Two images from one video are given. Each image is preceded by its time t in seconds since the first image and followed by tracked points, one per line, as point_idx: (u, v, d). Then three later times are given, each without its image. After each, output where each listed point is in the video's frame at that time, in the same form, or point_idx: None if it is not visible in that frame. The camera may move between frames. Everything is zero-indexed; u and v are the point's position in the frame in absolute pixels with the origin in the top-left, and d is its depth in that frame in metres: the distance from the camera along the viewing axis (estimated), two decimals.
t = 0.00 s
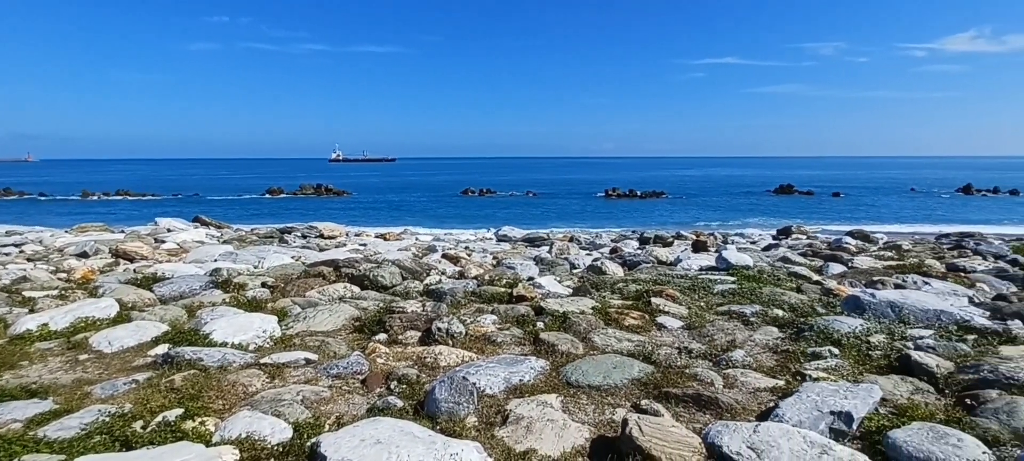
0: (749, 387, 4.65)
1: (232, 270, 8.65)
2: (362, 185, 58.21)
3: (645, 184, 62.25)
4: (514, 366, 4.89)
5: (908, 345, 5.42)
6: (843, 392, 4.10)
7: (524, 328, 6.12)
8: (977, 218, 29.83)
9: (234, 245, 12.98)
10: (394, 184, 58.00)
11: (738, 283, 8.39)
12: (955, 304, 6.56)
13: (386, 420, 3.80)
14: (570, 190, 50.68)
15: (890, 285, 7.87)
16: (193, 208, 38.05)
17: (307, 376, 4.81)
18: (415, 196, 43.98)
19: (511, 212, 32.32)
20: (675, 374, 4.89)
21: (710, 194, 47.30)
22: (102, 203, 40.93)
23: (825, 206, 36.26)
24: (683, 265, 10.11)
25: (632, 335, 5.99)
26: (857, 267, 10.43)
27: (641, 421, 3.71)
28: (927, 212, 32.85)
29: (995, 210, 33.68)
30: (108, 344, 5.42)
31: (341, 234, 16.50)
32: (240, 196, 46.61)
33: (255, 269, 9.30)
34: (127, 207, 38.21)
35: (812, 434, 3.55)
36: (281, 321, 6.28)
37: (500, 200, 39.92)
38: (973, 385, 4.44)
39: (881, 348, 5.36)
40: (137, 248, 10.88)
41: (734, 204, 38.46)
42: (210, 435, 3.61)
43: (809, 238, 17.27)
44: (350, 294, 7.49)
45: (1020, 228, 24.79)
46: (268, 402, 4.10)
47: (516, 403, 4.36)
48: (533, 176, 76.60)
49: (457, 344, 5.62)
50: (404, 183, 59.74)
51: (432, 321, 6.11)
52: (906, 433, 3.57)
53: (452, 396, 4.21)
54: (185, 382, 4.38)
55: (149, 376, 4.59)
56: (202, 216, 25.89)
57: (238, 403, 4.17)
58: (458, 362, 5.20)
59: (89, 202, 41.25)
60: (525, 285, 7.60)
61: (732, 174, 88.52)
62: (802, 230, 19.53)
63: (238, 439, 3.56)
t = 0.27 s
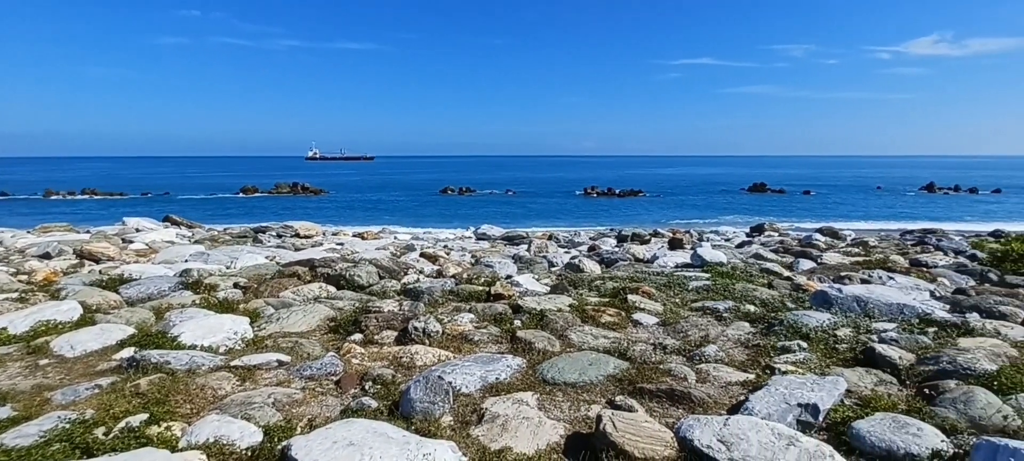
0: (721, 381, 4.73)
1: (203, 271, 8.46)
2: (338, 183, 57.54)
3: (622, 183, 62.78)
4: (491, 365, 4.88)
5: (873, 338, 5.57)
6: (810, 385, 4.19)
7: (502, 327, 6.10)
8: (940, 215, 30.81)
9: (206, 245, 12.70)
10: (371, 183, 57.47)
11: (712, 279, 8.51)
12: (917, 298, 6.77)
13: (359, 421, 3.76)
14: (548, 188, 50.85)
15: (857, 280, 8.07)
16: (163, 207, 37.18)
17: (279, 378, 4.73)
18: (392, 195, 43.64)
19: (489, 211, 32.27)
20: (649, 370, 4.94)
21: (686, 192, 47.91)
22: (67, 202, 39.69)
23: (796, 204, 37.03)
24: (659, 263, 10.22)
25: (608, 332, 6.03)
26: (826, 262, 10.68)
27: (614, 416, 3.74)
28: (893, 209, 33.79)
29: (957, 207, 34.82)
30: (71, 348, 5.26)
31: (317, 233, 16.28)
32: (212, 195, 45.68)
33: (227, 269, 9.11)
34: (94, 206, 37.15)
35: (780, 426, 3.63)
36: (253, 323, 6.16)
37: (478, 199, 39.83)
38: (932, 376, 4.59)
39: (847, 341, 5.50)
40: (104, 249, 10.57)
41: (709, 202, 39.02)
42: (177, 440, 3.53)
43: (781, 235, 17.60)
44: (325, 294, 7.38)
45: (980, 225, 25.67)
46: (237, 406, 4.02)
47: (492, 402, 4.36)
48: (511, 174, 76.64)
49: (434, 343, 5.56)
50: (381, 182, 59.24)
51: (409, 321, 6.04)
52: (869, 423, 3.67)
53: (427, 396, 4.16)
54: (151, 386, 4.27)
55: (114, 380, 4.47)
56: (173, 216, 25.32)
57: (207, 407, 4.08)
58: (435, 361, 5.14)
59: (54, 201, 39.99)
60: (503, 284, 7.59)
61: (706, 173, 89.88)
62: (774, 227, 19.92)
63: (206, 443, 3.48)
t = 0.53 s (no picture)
0: (697, 376, 4.78)
1: (177, 272, 8.27)
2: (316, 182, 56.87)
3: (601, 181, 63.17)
4: (470, 363, 4.86)
5: (844, 332, 5.68)
6: (782, 378, 4.27)
7: (482, 325, 6.07)
8: (909, 212, 31.65)
9: (180, 246, 12.44)
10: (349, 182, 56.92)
11: (691, 276, 8.60)
12: (886, 293, 6.94)
13: (334, 423, 3.72)
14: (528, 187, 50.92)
15: (829, 276, 8.24)
16: (135, 206, 36.33)
17: (253, 380, 4.65)
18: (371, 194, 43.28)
19: (470, 209, 32.21)
20: (627, 366, 4.97)
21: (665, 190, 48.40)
22: (34, 202, 38.57)
23: (771, 202, 37.69)
24: (639, 260, 10.29)
25: (587, 329, 6.05)
26: (800, 259, 10.89)
27: (591, 413, 3.76)
28: (864, 207, 34.60)
29: (926, 205, 35.75)
30: (36, 353, 5.10)
31: (295, 232, 16.05)
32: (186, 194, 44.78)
33: (201, 270, 8.93)
34: (63, 206, 36.16)
35: (752, 419, 3.68)
36: (228, 324, 6.04)
37: (459, 198, 39.72)
38: (899, 368, 4.71)
39: (819, 335, 5.61)
40: (73, 250, 10.28)
41: (688, 200, 39.48)
42: (145, 445, 3.45)
43: (757, 232, 17.90)
44: (303, 294, 7.27)
45: (947, 221, 26.43)
46: (209, 410, 3.94)
47: (470, 401, 4.34)
48: (491, 172, 76.59)
49: (414, 342, 5.49)
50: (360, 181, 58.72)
51: (388, 321, 5.97)
52: (838, 415, 3.76)
53: (404, 396, 4.12)
54: (120, 391, 4.17)
55: (81, 385, 4.34)
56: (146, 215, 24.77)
57: (177, 411, 4.00)
58: (414, 360, 5.06)
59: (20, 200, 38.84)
60: (484, 282, 7.56)
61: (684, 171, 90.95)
62: (751, 225, 20.22)
63: (176, 448, 3.41)
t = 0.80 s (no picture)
0: (677, 374, 4.83)
1: (152, 275, 8.10)
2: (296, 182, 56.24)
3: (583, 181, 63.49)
4: (451, 364, 4.83)
5: (819, 329, 5.79)
6: (758, 375, 4.33)
7: (464, 326, 6.03)
8: (882, 211, 32.38)
9: (156, 248, 12.19)
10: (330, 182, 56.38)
11: (672, 275, 8.68)
12: (859, 290, 7.08)
13: (312, 427, 3.67)
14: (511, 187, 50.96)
15: (805, 274, 8.39)
16: (109, 207, 35.55)
17: (229, 385, 4.57)
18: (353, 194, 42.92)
19: (453, 210, 32.12)
20: (608, 365, 5.00)
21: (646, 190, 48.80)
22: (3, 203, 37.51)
23: (750, 202, 38.26)
24: (621, 260, 10.36)
25: (569, 329, 6.07)
26: (777, 257, 11.06)
27: (571, 412, 3.77)
28: (840, 206, 35.30)
29: (899, 204, 36.59)
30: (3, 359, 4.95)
31: (275, 234, 15.84)
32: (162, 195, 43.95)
33: (177, 273, 8.75)
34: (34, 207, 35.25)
35: (729, 415, 3.72)
36: (204, 328, 5.93)
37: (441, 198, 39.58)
38: (871, 363, 4.81)
39: (795, 332, 5.70)
40: (44, 253, 10.01)
41: (669, 200, 39.87)
42: (115, 452, 3.37)
43: (736, 231, 18.16)
44: (282, 297, 7.16)
45: (919, 220, 27.09)
46: (183, 415, 3.86)
47: (450, 402, 4.31)
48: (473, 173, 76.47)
49: (395, 344, 5.44)
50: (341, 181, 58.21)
51: (369, 322, 5.90)
52: (811, 410, 3.83)
53: (384, 399, 4.07)
54: (90, 397, 4.06)
55: (49, 392, 4.23)
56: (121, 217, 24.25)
57: (150, 417, 3.92)
58: (394, 362, 5.00)
59: None
60: (467, 283, 7.53)
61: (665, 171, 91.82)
62: (731, 224, 20.49)
63: (148, 455, 3.33)
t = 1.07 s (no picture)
0: (655, 370, 4.88)
1: (124, 275, 7.91)
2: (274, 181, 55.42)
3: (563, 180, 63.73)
4: (431, 363, 4.81)
5: (792, 324, 5.89)
6: (733, 370, 4.39)
7: (445, 325, 6.00)
8: (854, 209, 33.12)
9: (128, 248, 11.92)
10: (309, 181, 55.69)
11: (652, 272, 8.76)
12: (831, 286, 7.23)
13: (288, 428, 3.62)
14: (491, 186, 50.92)
15: (780, 271, 8.54)
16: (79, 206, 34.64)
17: (203, 387, 4.48)
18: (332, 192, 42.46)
19: (434, 209, 31.98)
20: (587, 362, 5.02)
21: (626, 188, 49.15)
22: None
23: (727, 201, 38.83)
24: (602, 258, 10.43)
25: (550, 326, 6.08)
26: (754, 254, 11.24)
27: (550, 410, 3.78)
28: (814, 204, 35.99)
29: (871, 202, 37.47)
30: None
31: (252, 233, 15.59)
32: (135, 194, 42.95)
33: (150, 273, 8.56)
34: None
35: (704, 410, 3.77)
36: (177, 329, 5.81)
37: (421, 197, 39.37)
38: (841, 357, 4.92)
39: (769, 327, 5.80)
40: (9, 254, 9.71)
41: (648, 198, 40.22)
42: (82, 458, 3.29)
43: (714, 229, 18.41)
44: (259, 297, 7.05)
45: (889, 218, 27.76)
46: (155, 419, 3.78)
47: (430, 401, 4.29)
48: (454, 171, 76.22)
49: (374, 344, 5.39)
50: (320, 180, 57.55)
51: (348, 322, 5.83)
52: (784, 404, 3.90)
53: (362, 399, 4.04)
54: (56, 402, 3.95)
55: (13, 397, 4.10)
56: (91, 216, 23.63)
57: (119, 421, 3.83)
58: (373, 362, 4.96)
59: None
60: (448, 281, 7.50)
61: (644, 170, 92.64)
62: (710, 222, 20.77)
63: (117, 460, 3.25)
